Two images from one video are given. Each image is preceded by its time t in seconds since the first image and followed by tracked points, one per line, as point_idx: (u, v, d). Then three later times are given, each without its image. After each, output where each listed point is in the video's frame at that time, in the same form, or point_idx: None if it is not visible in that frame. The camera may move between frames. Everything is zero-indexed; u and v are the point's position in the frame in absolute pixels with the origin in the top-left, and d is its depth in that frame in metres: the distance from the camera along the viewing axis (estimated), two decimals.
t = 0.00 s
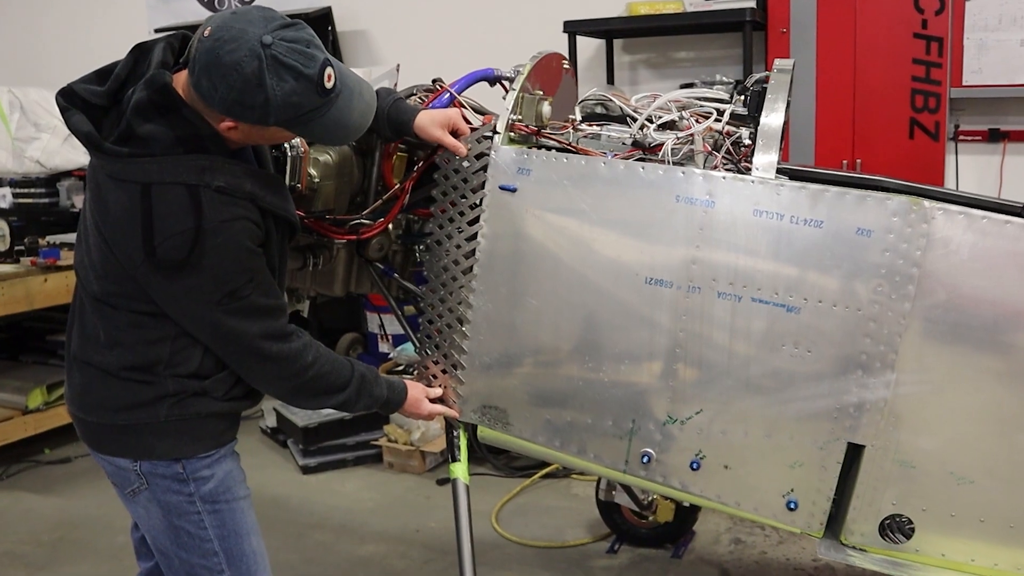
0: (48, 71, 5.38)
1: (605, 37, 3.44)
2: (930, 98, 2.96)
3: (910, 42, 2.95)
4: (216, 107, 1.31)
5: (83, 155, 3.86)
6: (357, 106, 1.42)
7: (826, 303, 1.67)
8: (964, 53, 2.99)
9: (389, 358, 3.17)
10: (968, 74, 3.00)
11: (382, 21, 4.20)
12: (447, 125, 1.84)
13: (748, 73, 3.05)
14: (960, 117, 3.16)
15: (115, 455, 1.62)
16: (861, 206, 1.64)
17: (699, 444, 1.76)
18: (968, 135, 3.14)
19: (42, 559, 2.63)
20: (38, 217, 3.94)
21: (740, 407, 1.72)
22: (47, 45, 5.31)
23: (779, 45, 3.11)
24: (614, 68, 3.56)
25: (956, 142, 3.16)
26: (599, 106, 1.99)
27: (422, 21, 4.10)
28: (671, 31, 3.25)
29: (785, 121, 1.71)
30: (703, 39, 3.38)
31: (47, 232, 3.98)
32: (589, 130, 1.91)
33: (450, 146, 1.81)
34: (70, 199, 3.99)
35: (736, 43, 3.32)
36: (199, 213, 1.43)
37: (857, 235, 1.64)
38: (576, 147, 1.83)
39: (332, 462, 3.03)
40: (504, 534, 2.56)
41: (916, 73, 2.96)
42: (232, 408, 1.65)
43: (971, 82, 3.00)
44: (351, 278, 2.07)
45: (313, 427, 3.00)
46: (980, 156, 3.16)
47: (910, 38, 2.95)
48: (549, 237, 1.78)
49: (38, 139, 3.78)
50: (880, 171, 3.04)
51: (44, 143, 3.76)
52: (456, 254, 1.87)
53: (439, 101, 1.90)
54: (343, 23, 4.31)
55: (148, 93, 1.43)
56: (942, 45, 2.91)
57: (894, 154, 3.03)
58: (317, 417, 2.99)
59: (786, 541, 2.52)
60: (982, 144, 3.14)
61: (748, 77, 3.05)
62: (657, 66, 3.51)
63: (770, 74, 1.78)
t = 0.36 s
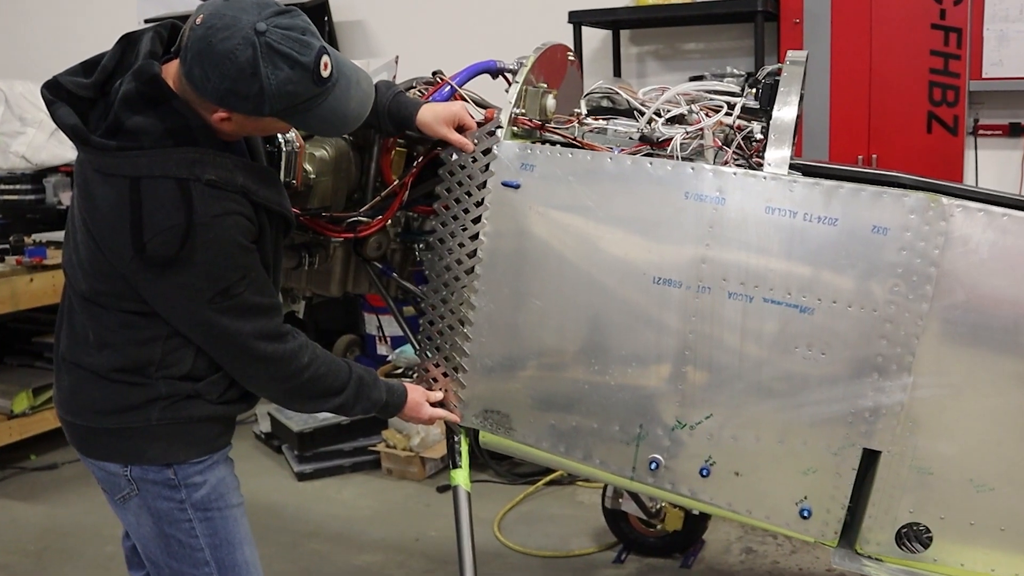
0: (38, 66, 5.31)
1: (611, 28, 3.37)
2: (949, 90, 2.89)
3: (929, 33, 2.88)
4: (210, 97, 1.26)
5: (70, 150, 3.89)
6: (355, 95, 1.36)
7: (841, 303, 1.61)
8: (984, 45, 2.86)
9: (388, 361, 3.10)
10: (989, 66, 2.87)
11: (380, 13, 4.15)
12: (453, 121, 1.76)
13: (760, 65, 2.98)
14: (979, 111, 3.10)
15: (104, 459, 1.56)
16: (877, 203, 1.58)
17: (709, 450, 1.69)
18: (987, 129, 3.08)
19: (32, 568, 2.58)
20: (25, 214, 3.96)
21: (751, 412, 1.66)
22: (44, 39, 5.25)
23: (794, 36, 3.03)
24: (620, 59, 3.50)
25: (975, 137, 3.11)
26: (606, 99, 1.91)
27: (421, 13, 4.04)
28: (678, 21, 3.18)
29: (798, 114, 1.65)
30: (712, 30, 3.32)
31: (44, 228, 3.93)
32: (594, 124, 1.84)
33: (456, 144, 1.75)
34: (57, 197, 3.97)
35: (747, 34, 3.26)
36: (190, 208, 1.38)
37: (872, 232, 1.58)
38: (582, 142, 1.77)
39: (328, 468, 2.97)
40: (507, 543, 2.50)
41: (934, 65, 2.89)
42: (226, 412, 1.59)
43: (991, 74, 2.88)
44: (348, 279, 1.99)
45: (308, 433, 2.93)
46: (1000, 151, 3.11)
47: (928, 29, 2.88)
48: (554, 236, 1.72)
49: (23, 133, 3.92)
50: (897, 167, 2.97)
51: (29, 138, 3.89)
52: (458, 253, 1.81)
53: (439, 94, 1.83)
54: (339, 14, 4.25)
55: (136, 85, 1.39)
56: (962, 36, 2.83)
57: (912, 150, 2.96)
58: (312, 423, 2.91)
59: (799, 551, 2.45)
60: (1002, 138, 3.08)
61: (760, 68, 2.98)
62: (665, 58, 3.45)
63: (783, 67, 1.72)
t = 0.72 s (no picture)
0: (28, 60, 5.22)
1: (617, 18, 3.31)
2: (968, 84, 2.83)
3: (945, 25, 2.82)
4: (187, 73, 1.25)
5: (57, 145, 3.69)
6: (338, 114, 1.34)
7: (856, 304, 1.55)
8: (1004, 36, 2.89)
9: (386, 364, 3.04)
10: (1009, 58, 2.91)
11: (379, 4, 4.09)
12: (456, 116, 1.72)
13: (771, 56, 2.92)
14: (999, 105, 3.05)
15: (93, 463, 1.51)
16: (894, 200, 1.52)
17: (718, 455, 1.64)
18: (1007, 124, 3.04)
19: None
20: (8, 212, 3.71)
21: (763, 417, 1.60)
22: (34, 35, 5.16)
23: (806, 27, 2.95)
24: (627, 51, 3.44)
25: (994, 132, 3.07)
26: (612, 92, 1.86)
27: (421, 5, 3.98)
28: (685, 12, 3.12)
29: (811, 108, 1.60)
30: (722, 21, 3.27)
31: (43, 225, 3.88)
32: (600, 118, 1.79)
33: (457, 138, 1.71)
34: (45, 194, 3.71)
35: (758, 25, 3.20)
36: (179, 200, 1.33)
37: (888, 231, 1.52)
38: (587, 137, 1.71)
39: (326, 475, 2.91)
40: (510, 553, 2.45)
41: (952, 57, 2.83)
42: (218, 414, 1.54)
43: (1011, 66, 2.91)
44: (345, 279, 1.95)
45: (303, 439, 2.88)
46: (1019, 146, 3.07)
47: (945, 21, 2.81)
48: (558, 234, 1.67)
49: (9, 128, 3.66)
50: (913, 163, 2.91)
51: (16, 133, 3.65)
52: (459, 251, 1.75)
53: (440, 86, 1.78)
54: (337, 5, 4.18)
55: (121, 75, 1.36)
56: (981, 28, 2.78)
57: (928, 145, 2.90)
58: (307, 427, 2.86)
59: (812, 561, 2.40)
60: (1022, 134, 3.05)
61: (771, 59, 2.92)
62: (672, 50, 3.39)
63: (795, 59, 1.66)
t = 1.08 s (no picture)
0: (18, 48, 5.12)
1: (623, 10, 3.25)
2: (987, 77, 2.76)
3: (965, 16, 2.74)
4: (171, 59, 1.24)
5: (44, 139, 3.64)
6: (326, 107, 1.33)
7: (870, 305, 1.49)
8: None
9: (383, 367, 2.98)
10: None
11: None
12: (456, 110, 1.67)
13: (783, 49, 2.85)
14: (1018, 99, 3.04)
15: (80, 468, 1.44)
16: (909, 197, 1.47)
17: (728, 460, 1.58)
18: None
19: None
20: None
21: (774, 421, 1.55)
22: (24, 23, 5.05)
23: (819, 18, 2.89)
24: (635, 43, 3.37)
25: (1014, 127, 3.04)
26: (618, 85, 1.81)
27: None
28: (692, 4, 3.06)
29: (823, 103, 1.54)
30: (731, 11, 3.21)
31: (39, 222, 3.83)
32: (606, 112, 1.74)
33: (458, 132, 1.66)
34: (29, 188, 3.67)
35: (770, 16, 3.15)
36: (167, 196, 1.29)
37: (904, 228, 1.47)
38: (593, 131, 1.66)
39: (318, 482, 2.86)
40: (512, 562, 2.39)
41: (971, 49, 2.75)
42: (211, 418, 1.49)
43: None
44: (343, 278, 1.91)
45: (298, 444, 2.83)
46: None
47: (964, 11, 2.73)
48: (562, 232, 1.61)
49: None
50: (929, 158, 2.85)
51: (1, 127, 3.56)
52: (461, 250, 1.70)
53: (440, 80, 1.73)
54: None
55: (106, 69, 1.32)
56: (999, 19, 2.70)
57: (944, 140, 2.84)
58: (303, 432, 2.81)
59: (826, 570, 2.34)
60: None
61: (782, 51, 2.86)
62: (681, 42, 3.32)
63: (808, 51, 1.61)
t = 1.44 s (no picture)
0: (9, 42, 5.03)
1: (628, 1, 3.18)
2: (1004, 69, 2.56)
3: (984, 5, 2.55)
4: (164, 51, 1.20)
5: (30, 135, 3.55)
6: (323, 103, 1.28)
7: (885, 306, 1.44)
8: None
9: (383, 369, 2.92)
10: None
11: None
12: (457, 103, 1.63)
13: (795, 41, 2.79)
14: None
15: (70, 473, 1.38)
16: (925, 194, 1.41)
17: (738, 467, 1.53)
18: None
19: None
20: None
21: (786, 426, 1.50)
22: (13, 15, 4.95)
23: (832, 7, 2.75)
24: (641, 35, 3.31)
25: None
26: (624, 79, 1.76)
27: None
28: None
29: (837, 96, 1.49)
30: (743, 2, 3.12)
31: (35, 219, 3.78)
32: (612, 106, 1.69)
33: (459, 126, 1.62)
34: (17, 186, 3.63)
35: (781, 7, 3.06)
36: (159, 192, 1.24)
37: (920, 227, 1.42)
38: (599, 126, 1.61)
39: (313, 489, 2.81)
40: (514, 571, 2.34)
41: (988, 41, 2.55)
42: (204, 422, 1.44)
43: None
44: (340, 278, 1.86)
45: (293, 449, 2.76)
46: None
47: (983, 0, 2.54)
48: (566, 230, 1.57)
49: None
50: (944, 155, 2.64)
51: None
52: (462, 248, 1.65)
53: (441, 72, 1.69)
54: None
55: (95, 61, 1.28)
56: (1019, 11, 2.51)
57: (959, 137, 2.63)
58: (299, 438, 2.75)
59: None
60: None
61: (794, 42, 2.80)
62: (688, 34, 3.25)
63: (821, 43, 1.56)
